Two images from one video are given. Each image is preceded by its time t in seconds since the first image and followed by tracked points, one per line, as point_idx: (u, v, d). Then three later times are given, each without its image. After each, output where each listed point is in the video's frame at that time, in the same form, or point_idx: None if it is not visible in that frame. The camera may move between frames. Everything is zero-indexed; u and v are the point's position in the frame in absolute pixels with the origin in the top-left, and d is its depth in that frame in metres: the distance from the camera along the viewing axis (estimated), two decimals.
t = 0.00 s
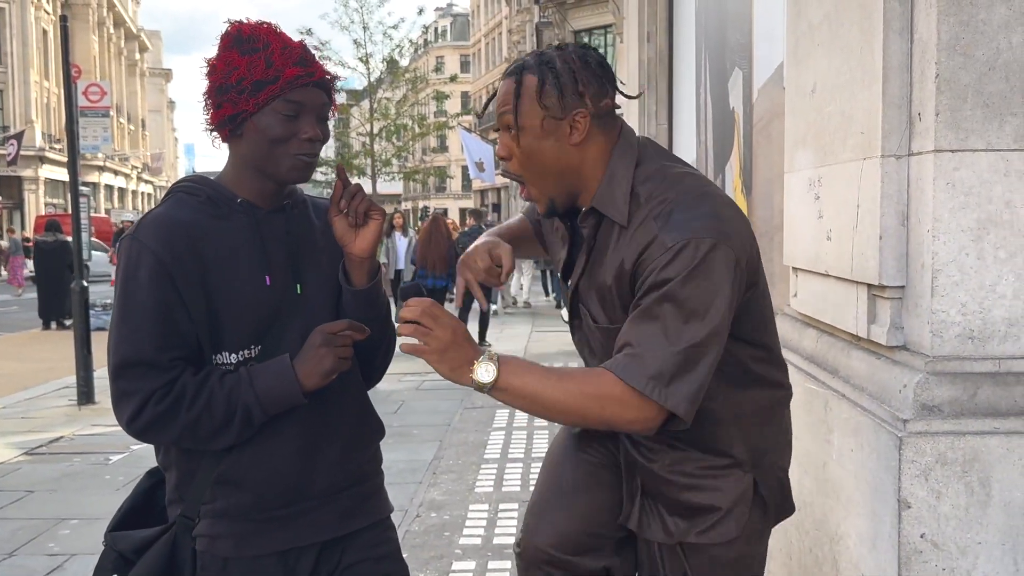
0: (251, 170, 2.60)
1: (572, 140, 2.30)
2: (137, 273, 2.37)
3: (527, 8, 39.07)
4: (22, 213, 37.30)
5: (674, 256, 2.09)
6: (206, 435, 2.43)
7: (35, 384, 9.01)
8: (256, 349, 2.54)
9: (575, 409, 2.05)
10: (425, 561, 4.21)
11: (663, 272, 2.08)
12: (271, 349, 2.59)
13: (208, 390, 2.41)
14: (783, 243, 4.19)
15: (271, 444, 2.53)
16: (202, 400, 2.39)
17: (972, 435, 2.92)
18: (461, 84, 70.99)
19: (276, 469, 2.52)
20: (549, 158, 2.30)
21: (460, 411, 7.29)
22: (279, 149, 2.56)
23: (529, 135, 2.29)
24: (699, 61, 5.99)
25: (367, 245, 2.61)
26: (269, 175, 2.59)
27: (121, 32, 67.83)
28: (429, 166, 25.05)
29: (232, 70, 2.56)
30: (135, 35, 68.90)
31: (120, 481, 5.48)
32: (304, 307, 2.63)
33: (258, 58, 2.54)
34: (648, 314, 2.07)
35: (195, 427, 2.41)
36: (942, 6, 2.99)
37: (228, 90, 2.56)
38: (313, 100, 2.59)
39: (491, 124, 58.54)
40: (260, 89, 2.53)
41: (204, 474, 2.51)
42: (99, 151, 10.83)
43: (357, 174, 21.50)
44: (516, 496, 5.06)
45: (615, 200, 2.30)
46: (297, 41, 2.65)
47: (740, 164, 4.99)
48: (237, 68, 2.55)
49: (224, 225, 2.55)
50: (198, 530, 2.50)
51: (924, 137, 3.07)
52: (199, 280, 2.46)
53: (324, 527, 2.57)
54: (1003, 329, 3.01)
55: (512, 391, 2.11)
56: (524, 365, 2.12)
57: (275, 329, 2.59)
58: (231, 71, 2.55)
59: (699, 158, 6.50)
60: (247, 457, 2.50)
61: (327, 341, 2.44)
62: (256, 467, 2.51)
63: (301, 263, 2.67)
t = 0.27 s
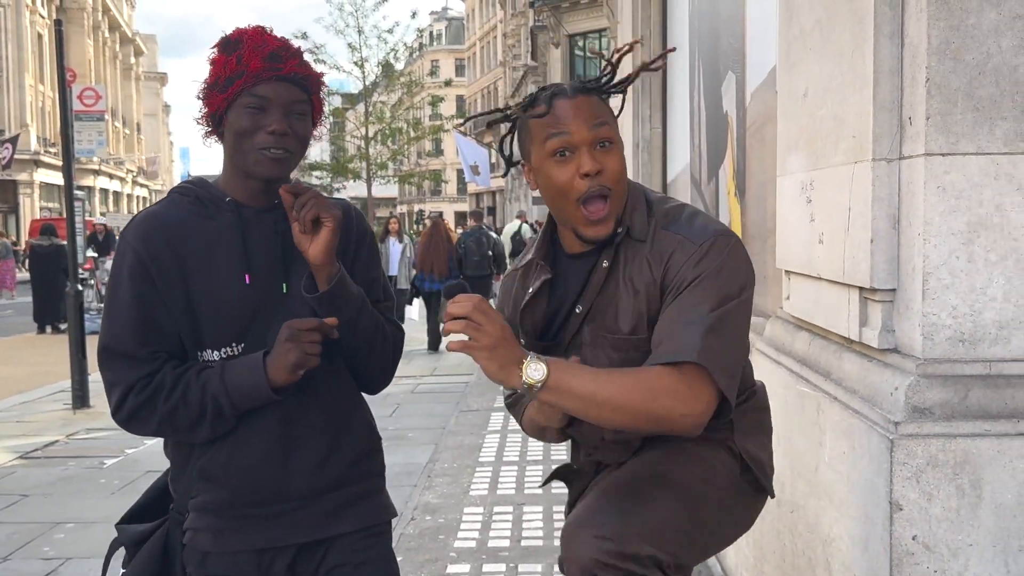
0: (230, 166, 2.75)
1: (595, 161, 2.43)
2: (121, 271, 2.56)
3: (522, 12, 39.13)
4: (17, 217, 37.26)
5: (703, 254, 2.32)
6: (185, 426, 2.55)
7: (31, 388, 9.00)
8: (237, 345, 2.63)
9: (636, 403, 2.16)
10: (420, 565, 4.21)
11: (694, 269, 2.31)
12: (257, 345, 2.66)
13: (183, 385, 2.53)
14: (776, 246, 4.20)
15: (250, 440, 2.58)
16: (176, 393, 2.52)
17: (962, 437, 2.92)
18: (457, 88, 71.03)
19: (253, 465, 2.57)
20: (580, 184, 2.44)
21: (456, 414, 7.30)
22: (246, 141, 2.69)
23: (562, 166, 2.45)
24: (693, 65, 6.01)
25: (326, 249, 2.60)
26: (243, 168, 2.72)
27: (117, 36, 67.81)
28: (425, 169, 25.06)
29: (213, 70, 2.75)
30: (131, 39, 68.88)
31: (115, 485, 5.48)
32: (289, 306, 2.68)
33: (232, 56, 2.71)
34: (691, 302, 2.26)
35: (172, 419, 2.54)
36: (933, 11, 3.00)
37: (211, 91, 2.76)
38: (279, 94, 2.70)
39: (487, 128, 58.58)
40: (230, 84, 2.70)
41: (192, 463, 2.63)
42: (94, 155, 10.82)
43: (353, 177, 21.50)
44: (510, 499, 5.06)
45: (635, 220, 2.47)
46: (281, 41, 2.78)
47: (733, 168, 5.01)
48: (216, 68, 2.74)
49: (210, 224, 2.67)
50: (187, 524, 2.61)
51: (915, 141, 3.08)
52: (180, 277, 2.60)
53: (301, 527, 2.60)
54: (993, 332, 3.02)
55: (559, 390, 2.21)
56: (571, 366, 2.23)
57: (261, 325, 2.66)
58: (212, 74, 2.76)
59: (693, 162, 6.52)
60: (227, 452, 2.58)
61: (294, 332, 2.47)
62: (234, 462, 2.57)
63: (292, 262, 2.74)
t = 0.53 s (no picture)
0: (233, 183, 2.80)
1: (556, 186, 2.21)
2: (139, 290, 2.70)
3: (518, 15, 39.20)
4: (12, 219, 37.25)
5: (681, 290, 2.07)
6: (188, 436, 2.64)
7: (26, 391, 9.00)
8: (236, 363, 2.65)
9: (624, 447, 2.01)
10: (414, 567, 4.21)
11: (670, 309, 2.06)
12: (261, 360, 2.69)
13: (182, 399, 2.61)
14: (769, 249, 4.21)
15: (245, 455, 2.63)
16: (176, 407, 2.61)
17: (954, 439, 2.93)
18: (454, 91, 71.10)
19: (244, 479, 2.62)
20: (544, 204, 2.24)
21: (451, 417, 7.30)
22: (239, 157, 2.73)
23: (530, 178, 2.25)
24: (687, 68, 6.02)
25: (303, 288, 2.53)
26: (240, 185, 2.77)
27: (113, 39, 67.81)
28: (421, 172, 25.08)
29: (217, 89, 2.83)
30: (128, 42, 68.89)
31: (109, 488, 5.48)
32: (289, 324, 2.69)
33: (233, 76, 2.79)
34: (667, 350, 2.03)
35: (177, 431, 2.63)
36: (924, 14, 3.01)
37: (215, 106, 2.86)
38: (268, 111, 2.73)
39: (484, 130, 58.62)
40: (228, 104, 2.78)
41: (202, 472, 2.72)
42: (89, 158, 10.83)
43: (349, 180, 21.51)
44: (505, 501, 5.07)
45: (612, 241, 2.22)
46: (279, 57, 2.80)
47: (727, 171, 5.02)
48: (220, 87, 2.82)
49: (218, 243, 2.73)
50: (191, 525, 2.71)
51: (907, 143, 3.09)
52: (187, 295, 2.68)
53: (284, 543, 2.61)
54: (985, 334, 3.03)
55: (554, 433, 2.03)
56: (564, 404, 2.05)
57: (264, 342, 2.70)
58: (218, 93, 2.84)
59: (687, 165, 6.53)
60: (225, 465, 2.64)
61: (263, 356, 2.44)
62: (229, 474, 2.63)
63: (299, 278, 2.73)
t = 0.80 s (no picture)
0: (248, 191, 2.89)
1: (576, 204, 2.40)
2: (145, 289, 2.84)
3: (513, 17, 39.26)
4: (7, 221, 37.19)
5: (706, 308, 2.27)
6: (186, 430, 2.76)
7: (20, 393, 8.98)
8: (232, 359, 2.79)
9: (634, 444, 2.14)
10: (408, 569, 4.22)
11: (691, 322, 2.26)
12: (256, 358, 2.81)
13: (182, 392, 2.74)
14: (762, 252, 4.22)
15: (241, 451, 2.74)
16: (178, 400, 2.75)
17: (946, 441, 2.93)
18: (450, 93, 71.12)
19: (238, 473, 2.73)
20: (557, 217, 2.39)
21: (446, 419, 7.31)
22: (259, 167, 2.82)
23: (531, 192, 2.38)
24: (682, 70, 6.03)
25: (301, 277, 2.64)
26: (257, 193, 2.86)
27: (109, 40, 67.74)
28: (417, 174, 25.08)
29: (227, 96, 2.88)
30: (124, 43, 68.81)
31: (104, 490, 5.48)
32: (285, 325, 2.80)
33: (246, 84, 2.84)
34: (689, 359, 2.22)
35: (178, 423, 2.76)
36: (916, 17, 3.02)
37: (224, 114, 2.89)
38: (289, 122, 2.83)
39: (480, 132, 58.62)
40: (243, 112, 2.84)
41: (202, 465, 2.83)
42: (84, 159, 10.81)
43: (344, 182, 21.50)
44: (499, 503, 5.08)
45: (621, 264, 2.40)
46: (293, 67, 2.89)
47: (721, 174, 5.03)
48: (231, 94, 2.87)
49: (218, 245, 2.87)
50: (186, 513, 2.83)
51: (899, 146, 3.10)
52: (187, 294, 2.82)
53: (273, 536, 2.72)
54: (976, 336, 3.04)
55: (564, 429, 2.16)
56: (577, 401, 2.18)
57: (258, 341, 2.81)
58: (226, 99, 2.89)
59: (681, 168, 6.54)
60: (222, 457, 2.75)
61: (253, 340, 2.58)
62: (224, 467, 2.75)
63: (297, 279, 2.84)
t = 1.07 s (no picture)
0: (229, 192, 2.66)
1: (589, 185, 2.24)
2: (107, 295, 2.58)
3: (509, 20, 39.34)
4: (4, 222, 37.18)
5: (693, 281, 2.02)
6: (157, 443, 2.53)
7: (16, 395, 8.99)
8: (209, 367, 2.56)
9: (606, 427, 1.93)
10: (405, 571, 4.22)
11: (679, 297, 2.02)
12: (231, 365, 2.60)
13: (154, 402, 2.52)
14: (758, 254, 4.23)
15: (222, 463, 2.53)
16: (147, 411, 2.52)
17: (941, 443, 2.94)
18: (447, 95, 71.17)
19: (223, 489, 2.52)
20: (565, 201, 2.23)
21: (442, 420, 7.31)
22: (247, 165, 2.61)
23: (543, 177, 2.21)
24: (678, 73, 6.05)
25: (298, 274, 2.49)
26: (245, 195, 2.64)
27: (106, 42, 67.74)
28: (414, 176, 25.11)
29: (208, 95, 2.65)
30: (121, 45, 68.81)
31: (100, 492, 5.48)
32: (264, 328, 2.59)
33: (233, 79, 2.62)
34: (672, 338, 1.97)
35: (148, 435, 2.52)
36: (912, 20, 3.03)
37: (206, 112, 2.65)
38: (282, 118, 2.63)
39: (477, 134, 58.67)
40: (230, 108, 2.60)
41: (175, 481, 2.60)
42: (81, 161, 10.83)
43: (341, 184, 21.52)
44: (496, 505, 5.08)
45: (625, 240, 2.23)
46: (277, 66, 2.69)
47: (717, 176, 5.04)
48: (213, 92, 2.63)
49: (189, 245, 2.62)
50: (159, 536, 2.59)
51: (894, 148, 3.11)
52: (155, 298, 2.57)
53: (260, 556, 2.51)
54: (972, 338, 3.04)
55: (539, 412, 1.97)
56: (553, 383, 2.00)
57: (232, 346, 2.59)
58: (209, 97, 2.65)
59: (677, 170, 6.55)
60: (201, 469, 2.54)
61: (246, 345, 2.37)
62: (206, 483, 2.53)
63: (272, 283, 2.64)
